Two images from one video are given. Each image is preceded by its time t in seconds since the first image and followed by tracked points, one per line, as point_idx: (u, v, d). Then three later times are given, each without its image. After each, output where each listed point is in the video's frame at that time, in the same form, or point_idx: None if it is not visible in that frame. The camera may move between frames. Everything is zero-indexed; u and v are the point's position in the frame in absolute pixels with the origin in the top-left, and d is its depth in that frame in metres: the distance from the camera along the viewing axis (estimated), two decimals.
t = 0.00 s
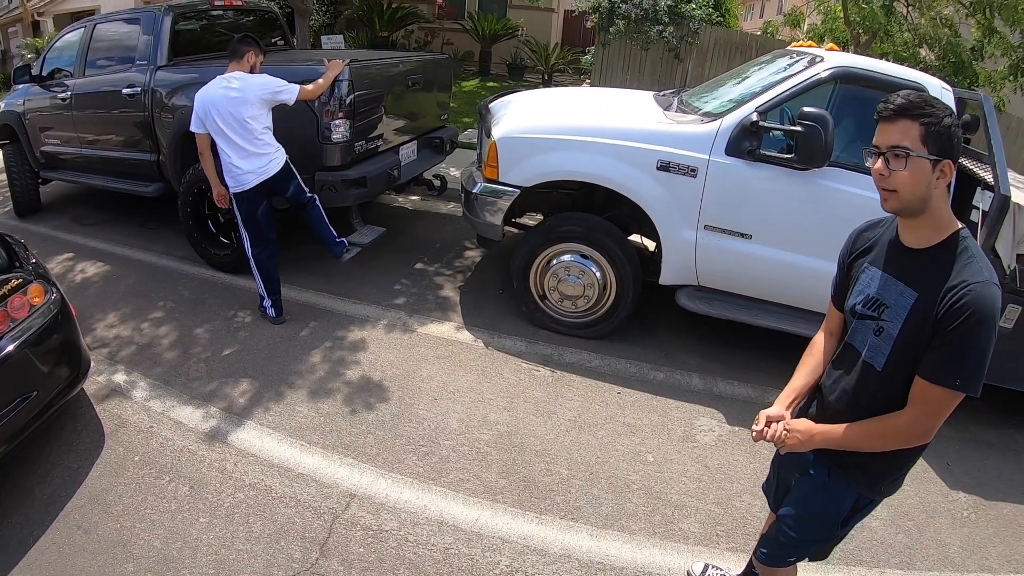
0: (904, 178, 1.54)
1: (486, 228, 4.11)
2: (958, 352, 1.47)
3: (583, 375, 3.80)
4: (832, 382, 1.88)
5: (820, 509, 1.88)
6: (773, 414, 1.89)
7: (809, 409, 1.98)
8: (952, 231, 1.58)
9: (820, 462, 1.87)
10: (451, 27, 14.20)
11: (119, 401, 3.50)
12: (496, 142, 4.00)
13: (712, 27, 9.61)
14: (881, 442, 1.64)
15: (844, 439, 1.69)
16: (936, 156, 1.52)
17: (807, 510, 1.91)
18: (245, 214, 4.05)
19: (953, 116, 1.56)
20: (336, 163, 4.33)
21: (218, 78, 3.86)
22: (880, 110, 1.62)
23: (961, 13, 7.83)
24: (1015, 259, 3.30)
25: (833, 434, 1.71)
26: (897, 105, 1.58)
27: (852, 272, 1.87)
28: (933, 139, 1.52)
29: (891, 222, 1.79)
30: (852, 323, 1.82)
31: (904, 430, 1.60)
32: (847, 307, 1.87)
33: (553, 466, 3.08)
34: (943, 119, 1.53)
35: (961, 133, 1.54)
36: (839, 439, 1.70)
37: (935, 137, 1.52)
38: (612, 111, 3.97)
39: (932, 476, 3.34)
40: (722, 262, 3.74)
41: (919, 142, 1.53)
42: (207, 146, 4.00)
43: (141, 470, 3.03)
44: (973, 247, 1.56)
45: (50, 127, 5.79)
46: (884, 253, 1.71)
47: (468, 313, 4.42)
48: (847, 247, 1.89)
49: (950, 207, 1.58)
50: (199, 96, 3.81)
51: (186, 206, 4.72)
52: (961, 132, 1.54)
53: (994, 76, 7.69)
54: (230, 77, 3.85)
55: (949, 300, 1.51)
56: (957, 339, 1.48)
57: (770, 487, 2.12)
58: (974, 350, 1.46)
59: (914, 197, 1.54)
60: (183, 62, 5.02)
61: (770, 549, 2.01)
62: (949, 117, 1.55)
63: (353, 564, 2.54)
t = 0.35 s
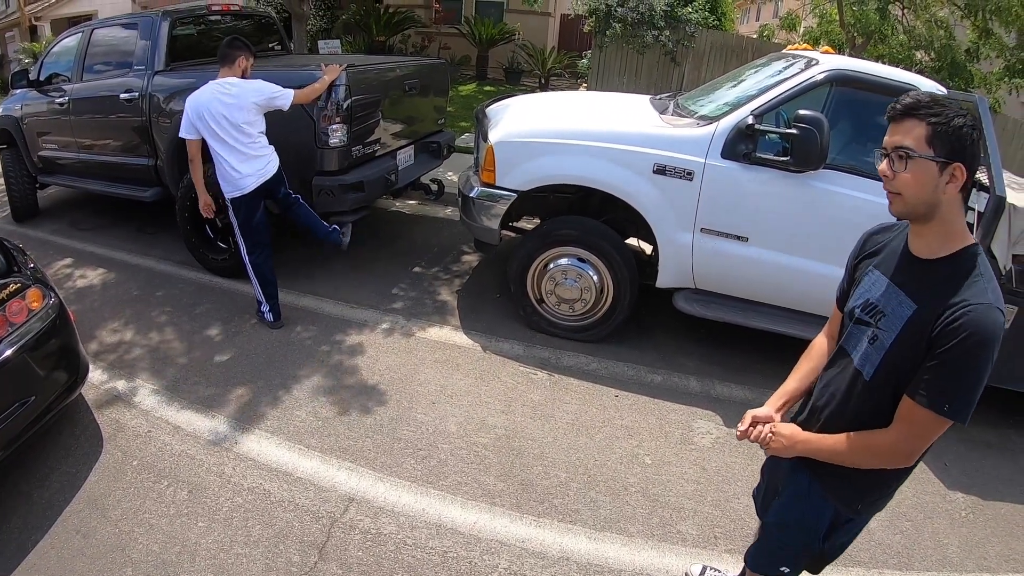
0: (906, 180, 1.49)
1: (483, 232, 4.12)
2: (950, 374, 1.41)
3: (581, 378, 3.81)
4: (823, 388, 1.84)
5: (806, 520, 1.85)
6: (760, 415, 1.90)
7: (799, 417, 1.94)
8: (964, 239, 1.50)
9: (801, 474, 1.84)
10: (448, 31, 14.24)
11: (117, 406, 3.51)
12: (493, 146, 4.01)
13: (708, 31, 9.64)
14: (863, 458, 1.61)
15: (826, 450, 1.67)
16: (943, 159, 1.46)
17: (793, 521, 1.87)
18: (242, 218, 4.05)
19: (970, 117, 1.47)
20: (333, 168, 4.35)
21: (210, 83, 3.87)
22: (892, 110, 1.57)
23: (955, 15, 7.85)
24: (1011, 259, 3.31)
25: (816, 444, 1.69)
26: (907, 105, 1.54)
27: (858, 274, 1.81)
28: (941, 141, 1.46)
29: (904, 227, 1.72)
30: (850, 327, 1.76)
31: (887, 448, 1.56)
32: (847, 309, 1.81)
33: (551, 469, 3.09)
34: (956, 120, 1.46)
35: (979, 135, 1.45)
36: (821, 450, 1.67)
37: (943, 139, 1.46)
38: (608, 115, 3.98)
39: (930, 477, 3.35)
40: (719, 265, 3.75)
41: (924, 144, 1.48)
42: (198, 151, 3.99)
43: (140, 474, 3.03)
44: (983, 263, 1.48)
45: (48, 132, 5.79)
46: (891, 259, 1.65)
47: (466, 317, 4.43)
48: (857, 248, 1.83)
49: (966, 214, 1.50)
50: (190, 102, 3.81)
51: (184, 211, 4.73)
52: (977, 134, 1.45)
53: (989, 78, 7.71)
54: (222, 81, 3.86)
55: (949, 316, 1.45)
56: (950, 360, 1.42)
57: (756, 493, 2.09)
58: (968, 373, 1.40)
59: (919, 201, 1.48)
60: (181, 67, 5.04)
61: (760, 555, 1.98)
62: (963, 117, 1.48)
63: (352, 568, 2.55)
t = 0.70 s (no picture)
0: (917, 189, 1.41)
1: (483, 233, 4.12)
2: (948, 402, 1.34)
3: (581, 379, 3.80)
4: (822, 400, 1.78)
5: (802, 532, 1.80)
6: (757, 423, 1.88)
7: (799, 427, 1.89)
8: (978, 257, 1.41)
9: (795, 485, 1.80)
10: (448, 32, 14.26)
11: (117, 407, 3.50)
12: (492, 146, 4.01)
13: (707, 31, 9.64)
14: (853, 478, 1.54)
15: (818, 466, 1.60)
16: (958, 167, 1.37)
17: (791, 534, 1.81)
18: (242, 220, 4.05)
19: (991, 123, 1.37)
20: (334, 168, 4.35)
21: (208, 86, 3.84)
22: (908, 113, 1.49)
23: (955, 16, 7.85)
24: (1011, 260, 3.31)
25: (808, 458, 1.62)
26: (924, 108, 1.45)
27: (868, 281, 1.73)
28: (955, 147, 1.37)
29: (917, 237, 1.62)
30: (854, 336, 1.69)
31: (876, 473, 1.50)
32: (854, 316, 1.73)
33: (551, 470, 3.09)
34: (974, 126, 1.36)
35: (998, 143, 1.36)
36: (812, 464, 1.61)
37: (959, 146, 1.37)
38: (608, 115, 3.98)
39: (930, 478, 3.35)
40: (718, 266, 3.75)
41: (937, 149, 1.39)
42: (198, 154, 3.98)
43: (139, 474, 3.03)
44: (998, 286, 1.39)
45: (48, 133, 5.79)
46: (901, 270, 1.56)
47: (467, 317, 4.44)
48: (869, 254, 1.74)
49: (983, 229, 1.40)
50: (189, 108, 3.79)
51: (184, 212, 4.74)
52: (997, 143, 1.36)
53: (988, 79, 7.71)
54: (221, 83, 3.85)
55: (952, 341, 1.37)
56: (949, 388, 1.34)
57: (742, 502, 2.05)
58: (967, 403, 1.33)
59: (929, 212, 1.40)
60: (181, 68, 5.04)
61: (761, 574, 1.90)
62: (984, 122, 1.37)
63: (352, 567, 2.55)
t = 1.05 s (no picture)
0: (921, 188, 1.41)
1: (483, 232, 4.12)
2: (950, 409, 1.34)
3: (581, 377, 3.81)
4: (822, 399, 1.79)
5: (801, 533, 1.80)
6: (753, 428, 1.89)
7: (797, 427, 1.90)
8: (982, 259, 1.40)
9: (792, 486, 1.81)
10: (449, 31, 14.27)
11: (118, 404, 3.51)
12: (493, 145, 4.02)
13: (708, 31, 9.63)
14: (851, 485, 1.55)
15: (816, 473, 1.61)
16: (963, 167, 1.37)
17: (791, 534, 1.82)
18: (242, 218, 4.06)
19: (998, 122, 1.37)
20: (335, 167, 4.36)
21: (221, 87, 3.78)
22: (915, 111, 1.49)
23: (957, 16, 7.83)
24: (1011, 260, 3.31)
25: (805, 466, 1.62)
26: (931, 106, 1.45)
27: (870, 281, 1.73)
28: (960, 146, 1.37)
29: (923, 239, 1.62)
30: (854, 337, 1.69)
31: (877, 480, 1.50)
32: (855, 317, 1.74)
33: (551, 468, 3.10)
34: (980, 126, 1.36)
35: (1006, 144, 1.35)
36: (810, 471, 1.61)
37: (965, 145, 1.37)
38: (610, 114, 3.98)
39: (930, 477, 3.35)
40: (719, 265, 3.75)
41: (943, 148, 1.39)
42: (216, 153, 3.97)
43: (140, 471, 3.04)
44: (1003, 291, 1.39)
45: (49, 131, 5.80)
46: (905, 272, 1.56)
47: (467, 316, 4.44)
48: (872, 255, 1.74)
49: (988, 230, 1.40)
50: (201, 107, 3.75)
51: (185, 210, 4.74)
52: (1005, 143, 1.35)
53: (991, 79, 7.68)
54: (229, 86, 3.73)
55: (957, 346, 1.37)
56: (952, 395, 1.34)
57: (748, 502, 2.07)
58: (969, 411, 1.33)
59: (933, 212, 1.40)
60: (182, 66, 5.04)
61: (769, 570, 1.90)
62: (992, 122, 1.37)
63: (352, 565, 2.56)
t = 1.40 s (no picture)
0: (931, 182, 1.40)
1: (483, 230, 4.12)
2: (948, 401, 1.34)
3: (580, 375, 3.81)
4: (818, 395, 1.79)
5: (799, 531, 1.80)
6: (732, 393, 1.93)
7: (793, 424, 1.90)
8: (985, 255, 1.41)
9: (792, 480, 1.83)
10: (449, 30, 14.27)
11: (118, 403, 3.51)
12: (494, 143, 4.02)
13: (709, 30, 9.63)
14: (850, 482, 1.48)
15: (808, 475, 1.52)
16: (973, 162, 1.36)
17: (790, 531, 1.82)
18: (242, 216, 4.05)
19: (1007, 119, 1.37)
20: (335, 165, 4.35)
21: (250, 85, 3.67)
22: (924, 107, 1.49)
23: (958, 15, 7.83)
24: (1011, 259, 3.31)
25: (797, 469, 1.53)
26: (943, 102, 1.44)
27: (869, 275, 1.73)
28: (971, 142, 1.37)
29: (924, 234, 1.61)
30: (852, 331, 1.69)
31: (876, 474, 1.45)
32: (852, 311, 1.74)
33: (551, 466, 3.10)
34: (990, 122, 1.36)
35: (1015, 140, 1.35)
36: (802, 475, 1.52)
37: (975, 141, 1.36)
38: (611, 113, 3.98)
39: (930, 476, 3.35)
40: (719, 263, 3.76)
41: (953, 144, 1.39)
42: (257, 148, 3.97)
43: (141, 469, 3.04)
44: (1005, 284, 1.39)
45: (50, 129, 5.80)
46: (905, 265, 1.56)
47: (467, 314, 4.44)
48: (871, 249, 1.74)
49: (994, 226, 1.40)
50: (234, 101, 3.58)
51: (186, 208, 4.76)
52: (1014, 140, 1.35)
53: (992, 78, 7.67)
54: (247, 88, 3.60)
55: (956, 337, 1.37)
56: (950, 387, 1.34)
57: (746, 500, 2.07)
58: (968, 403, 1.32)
59: (941, 206, 1.39)
60: (182, 64, 5.04)
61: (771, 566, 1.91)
62: (1001, 118, 1.37)
63: (352, 563, 2.56)
